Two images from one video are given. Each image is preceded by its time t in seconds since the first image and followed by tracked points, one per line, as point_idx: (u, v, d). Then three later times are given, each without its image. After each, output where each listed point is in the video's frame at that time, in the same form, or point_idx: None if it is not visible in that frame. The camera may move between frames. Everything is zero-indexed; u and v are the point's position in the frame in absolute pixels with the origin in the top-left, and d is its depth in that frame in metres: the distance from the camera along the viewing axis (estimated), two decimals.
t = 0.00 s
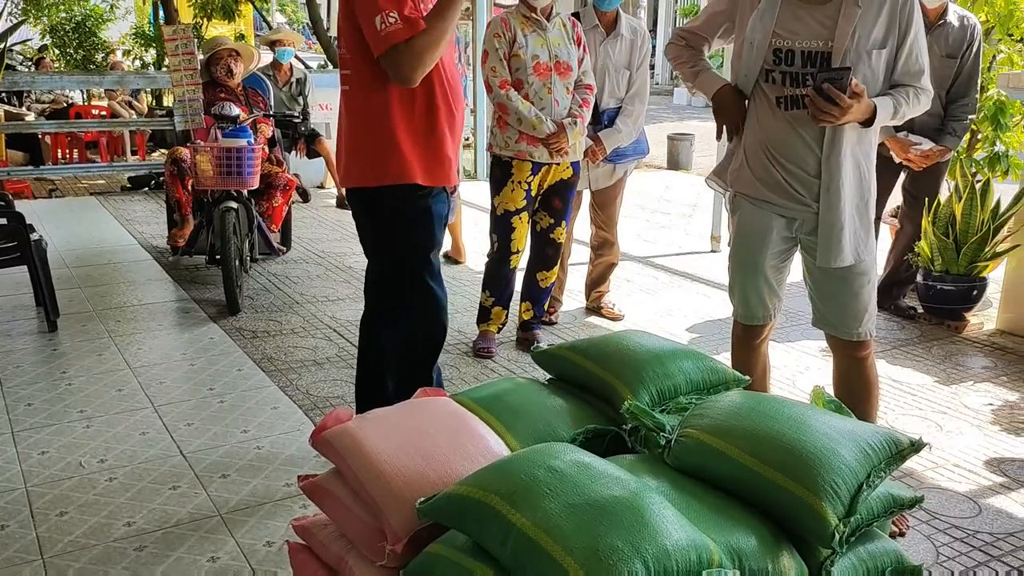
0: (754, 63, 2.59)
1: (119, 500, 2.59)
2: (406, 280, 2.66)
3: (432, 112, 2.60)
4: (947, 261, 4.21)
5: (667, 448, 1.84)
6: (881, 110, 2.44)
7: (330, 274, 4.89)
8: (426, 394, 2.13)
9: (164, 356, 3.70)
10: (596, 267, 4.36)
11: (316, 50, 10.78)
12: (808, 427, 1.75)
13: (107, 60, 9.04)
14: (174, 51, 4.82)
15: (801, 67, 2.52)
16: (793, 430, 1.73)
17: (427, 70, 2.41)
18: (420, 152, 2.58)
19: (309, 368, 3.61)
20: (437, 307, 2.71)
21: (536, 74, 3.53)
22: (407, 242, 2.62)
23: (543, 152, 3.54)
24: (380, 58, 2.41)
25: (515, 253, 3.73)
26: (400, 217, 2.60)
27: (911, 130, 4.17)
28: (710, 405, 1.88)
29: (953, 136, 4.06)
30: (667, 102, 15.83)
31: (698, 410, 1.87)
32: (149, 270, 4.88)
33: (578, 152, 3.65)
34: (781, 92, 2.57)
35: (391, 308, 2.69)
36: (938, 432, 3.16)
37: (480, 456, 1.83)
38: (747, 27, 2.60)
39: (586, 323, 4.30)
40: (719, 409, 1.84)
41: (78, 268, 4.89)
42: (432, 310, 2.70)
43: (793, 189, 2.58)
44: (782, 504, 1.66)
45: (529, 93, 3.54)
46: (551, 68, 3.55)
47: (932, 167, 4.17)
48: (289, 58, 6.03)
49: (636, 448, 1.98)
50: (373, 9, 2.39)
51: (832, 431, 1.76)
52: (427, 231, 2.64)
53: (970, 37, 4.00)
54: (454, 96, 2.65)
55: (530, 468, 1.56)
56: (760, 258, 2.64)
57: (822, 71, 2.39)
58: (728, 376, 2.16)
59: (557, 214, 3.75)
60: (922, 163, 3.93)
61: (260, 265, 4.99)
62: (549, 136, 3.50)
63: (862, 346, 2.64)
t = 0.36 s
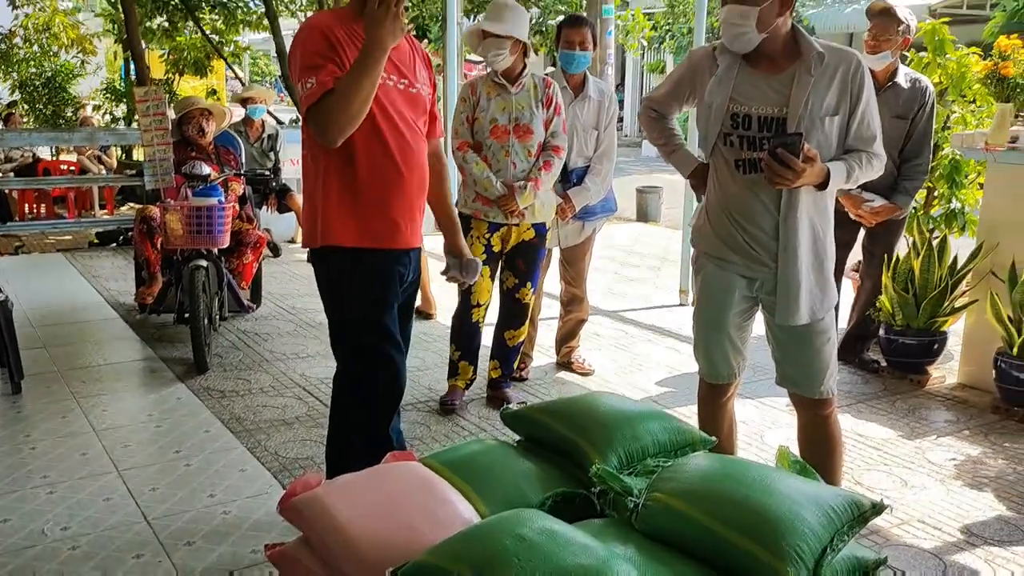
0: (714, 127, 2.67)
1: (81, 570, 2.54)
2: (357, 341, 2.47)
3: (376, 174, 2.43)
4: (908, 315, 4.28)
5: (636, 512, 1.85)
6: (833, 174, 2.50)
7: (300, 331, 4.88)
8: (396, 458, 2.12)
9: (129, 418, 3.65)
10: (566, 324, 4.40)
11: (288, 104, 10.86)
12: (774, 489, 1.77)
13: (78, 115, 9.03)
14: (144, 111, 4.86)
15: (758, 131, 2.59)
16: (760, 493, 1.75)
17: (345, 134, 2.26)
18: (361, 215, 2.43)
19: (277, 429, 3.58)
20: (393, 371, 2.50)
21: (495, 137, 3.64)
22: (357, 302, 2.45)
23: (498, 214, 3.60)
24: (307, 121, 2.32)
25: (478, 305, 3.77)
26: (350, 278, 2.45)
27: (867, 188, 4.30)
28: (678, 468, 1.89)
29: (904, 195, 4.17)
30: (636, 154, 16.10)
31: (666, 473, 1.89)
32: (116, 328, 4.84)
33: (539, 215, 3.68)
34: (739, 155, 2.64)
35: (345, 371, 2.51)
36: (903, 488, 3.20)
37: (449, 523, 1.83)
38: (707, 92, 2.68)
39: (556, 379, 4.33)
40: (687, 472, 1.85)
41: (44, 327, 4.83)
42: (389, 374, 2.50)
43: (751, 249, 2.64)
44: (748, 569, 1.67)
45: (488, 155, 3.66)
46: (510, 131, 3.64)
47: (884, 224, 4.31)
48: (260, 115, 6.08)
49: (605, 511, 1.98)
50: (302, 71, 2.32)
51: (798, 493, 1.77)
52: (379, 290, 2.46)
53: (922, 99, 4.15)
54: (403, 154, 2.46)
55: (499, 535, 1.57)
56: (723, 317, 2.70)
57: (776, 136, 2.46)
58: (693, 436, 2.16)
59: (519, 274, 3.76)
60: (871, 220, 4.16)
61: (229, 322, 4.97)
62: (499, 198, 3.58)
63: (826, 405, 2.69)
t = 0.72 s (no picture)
0: (679, 185, 2.72)
1: None
2: (325, 403, 2.45)
3: (345, 231, 2.44)
4: (878, 368, 4.33)
5: (609, 572, 1.83)
6: (794, 233, 2.55)
7: (271, 389, 4.83)
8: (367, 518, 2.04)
9: (96, 481, 3.58)
10: (540, 379, 4.40)
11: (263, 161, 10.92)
12: (747, 548, 1.76)
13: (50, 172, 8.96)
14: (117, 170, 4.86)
15: (722, 190, 2.65)
16: (733, 552, 1.74)
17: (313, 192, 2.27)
18: (330, 274, 2.43)
19: (247, 490, 3.52)
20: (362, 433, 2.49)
21: (453, 193, 3.73)
22: (326, 362, 2.44)
23: (451, 271, 3.67)
24: (274, 180, 2.33)
25: (429, 353, 3.78)
26: (317, 338, 2.44)
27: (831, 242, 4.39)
28: (650, 527, 1.88)
29: (860, 249, 4.24)
30: (610, 210, 16.28)
31: (639, 533, 1.88)
32: (84, 389, 4.76)
33: (488, 274, 3.61)
34: (703, 213, 2.69)
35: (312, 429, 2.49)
36: (878, 543, 3.20)
37: None
38: (673, 152, 2.74)
39: (531, 435, 4.31)
40: (660, 532, 1.84)
41: (9, 387, 4.74)
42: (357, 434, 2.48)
43: (715, 305, 2.68)
44: None
45: (447, 210, 3.76)
46: (465, 187, 3.69)
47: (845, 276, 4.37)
48: (235, 171, 6.10)
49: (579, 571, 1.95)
50: (269, 131, 2.34)
51: (771, 551, 1.77)
52: (349, 351, 2.44)
53: (880, 155, 4.25)
54: (371, 213, 2.47)
55: None
56: (689, 372, 2.71)
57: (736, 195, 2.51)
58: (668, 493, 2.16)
59: (479, 334, 3.70)
60: (829, 272, 4.27)
61: (200, 381, 4.91)
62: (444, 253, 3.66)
63: (795, 459, 2.69)
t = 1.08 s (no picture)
0: (661, 236, 2.75)
1: None
2: (302, 454, 2.42)
3: (325, 282, 2.44)
4: (859, 414, 4.36)
5: None
6: (773, 282, 2.58)
7: (251, 439, 4.77)
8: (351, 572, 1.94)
9: (72, 535, 3.50)
10: (522, 428, 4.38)
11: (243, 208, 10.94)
12: None
13: (28, 221, 8.92)
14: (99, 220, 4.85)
15: (703, 241, 2.69)
16: None
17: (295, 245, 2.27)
18: (309, 324, 2.41)
19: (226, 543, 3.47)
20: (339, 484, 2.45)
21: (433, 240, 3.74)
22: (302, 413, 2.42)
23: (427, 318, 3.67)
24: (255, 231, 2.33)
25: (411, 399, 3.76)
26: (296, 389, 2.42)
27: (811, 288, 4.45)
28: None
29: (842, 297, 4.30)
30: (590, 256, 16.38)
31: None
32: (59, 441, 4.69)
33: (461, 322, 3.60)
34: (686, 264, 2.72)
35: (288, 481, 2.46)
36: None
37: None
38: (654, 205, 2.78)
39: (514, 484, 4.27)
40: None
41: None
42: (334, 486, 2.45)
43: (697, 353, 2.69)
44: None
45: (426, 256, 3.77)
46: (443, 235, 3.70)
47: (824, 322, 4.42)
48: (216, 220, 6.10)
49: None
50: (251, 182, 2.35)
51: None
52: (326, 402, 2.42)
53: (859, 203, 4.33)
54: (352, 264, 2.48)
55: None
56: (672, 420, 2.72)
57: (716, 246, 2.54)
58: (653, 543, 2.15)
59: (456, 382, 3.71)
60: (811, 318, 4.32)
61: (178, 432, 4.85)
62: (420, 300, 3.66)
63: (779, 506, 2.68)
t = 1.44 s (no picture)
0: (634, 285, 2.77)
1: None
2: (273, 503, 2.39)
3: (299, 329, 2.45)
4: (833, 455, 4.38)
5: None
6: (743, 326, 2.63)
7: (225, 485, 4.72)
8: None
9: None
10: (497, 472, 4.37)
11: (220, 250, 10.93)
12: None
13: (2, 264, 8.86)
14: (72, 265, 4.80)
15: (675, 288, 2.72)
16: None
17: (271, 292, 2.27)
18: (284, 372, 2.41)
19: None
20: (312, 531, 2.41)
21: (407, 284, 3.75)
22: (274, 459, 2.40)
23: (406, 362, 3.67)
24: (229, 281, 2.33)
25: (388, 444, 3.73)
26: (267, 435, 2.40)
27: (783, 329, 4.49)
28: None
29: (815, 338, 4.35)
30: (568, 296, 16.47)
31: None
32: (28, 488, 4.62)
33: (442, 366, 3.62)
34: (659, 311, 2.75)
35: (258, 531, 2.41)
36: None
37: None
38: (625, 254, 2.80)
39: (490, 528, 4.25)
40: None
41: None
42: (306, 534, 2.41)
43: (671, 396, 2.71)
44: None
45: (401, 301, 3.77)
46: (419, 279, 3.71)
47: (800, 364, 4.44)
48: (192, 264, 6.08)
49: None
50: (226, 232, 2.36)
51: None
52: (298, 447, 2.41)
53: (829, 246, 4.37)
54: (325, 310, 2.49)
55: None
56: (647, 463, 2.72)
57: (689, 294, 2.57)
58: None
59: (434, 425, 3.71)
60: (785, 359, 4.35)
61: (150, 478, 4.80)
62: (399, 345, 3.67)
63: (755, 550, 2.69)
